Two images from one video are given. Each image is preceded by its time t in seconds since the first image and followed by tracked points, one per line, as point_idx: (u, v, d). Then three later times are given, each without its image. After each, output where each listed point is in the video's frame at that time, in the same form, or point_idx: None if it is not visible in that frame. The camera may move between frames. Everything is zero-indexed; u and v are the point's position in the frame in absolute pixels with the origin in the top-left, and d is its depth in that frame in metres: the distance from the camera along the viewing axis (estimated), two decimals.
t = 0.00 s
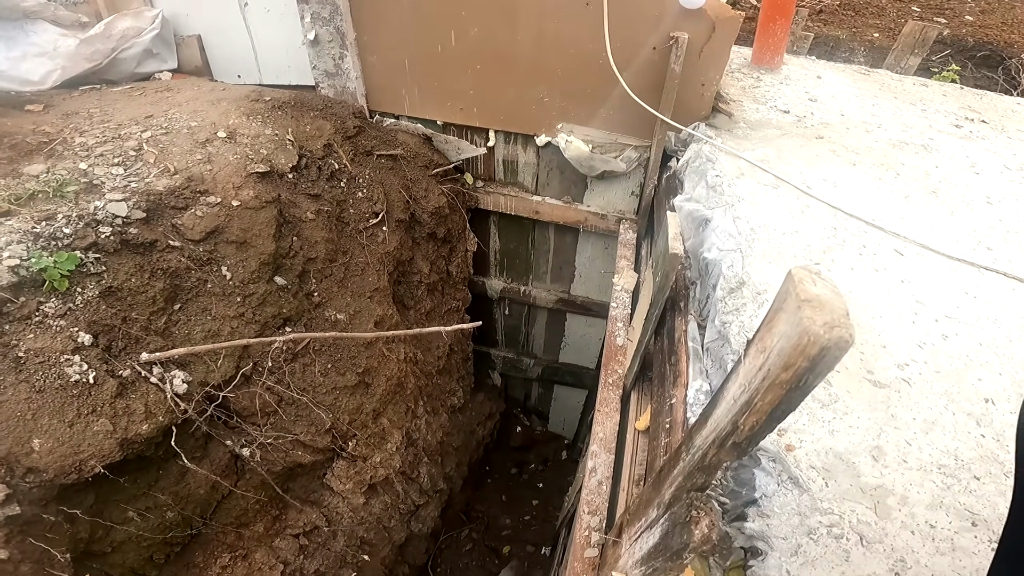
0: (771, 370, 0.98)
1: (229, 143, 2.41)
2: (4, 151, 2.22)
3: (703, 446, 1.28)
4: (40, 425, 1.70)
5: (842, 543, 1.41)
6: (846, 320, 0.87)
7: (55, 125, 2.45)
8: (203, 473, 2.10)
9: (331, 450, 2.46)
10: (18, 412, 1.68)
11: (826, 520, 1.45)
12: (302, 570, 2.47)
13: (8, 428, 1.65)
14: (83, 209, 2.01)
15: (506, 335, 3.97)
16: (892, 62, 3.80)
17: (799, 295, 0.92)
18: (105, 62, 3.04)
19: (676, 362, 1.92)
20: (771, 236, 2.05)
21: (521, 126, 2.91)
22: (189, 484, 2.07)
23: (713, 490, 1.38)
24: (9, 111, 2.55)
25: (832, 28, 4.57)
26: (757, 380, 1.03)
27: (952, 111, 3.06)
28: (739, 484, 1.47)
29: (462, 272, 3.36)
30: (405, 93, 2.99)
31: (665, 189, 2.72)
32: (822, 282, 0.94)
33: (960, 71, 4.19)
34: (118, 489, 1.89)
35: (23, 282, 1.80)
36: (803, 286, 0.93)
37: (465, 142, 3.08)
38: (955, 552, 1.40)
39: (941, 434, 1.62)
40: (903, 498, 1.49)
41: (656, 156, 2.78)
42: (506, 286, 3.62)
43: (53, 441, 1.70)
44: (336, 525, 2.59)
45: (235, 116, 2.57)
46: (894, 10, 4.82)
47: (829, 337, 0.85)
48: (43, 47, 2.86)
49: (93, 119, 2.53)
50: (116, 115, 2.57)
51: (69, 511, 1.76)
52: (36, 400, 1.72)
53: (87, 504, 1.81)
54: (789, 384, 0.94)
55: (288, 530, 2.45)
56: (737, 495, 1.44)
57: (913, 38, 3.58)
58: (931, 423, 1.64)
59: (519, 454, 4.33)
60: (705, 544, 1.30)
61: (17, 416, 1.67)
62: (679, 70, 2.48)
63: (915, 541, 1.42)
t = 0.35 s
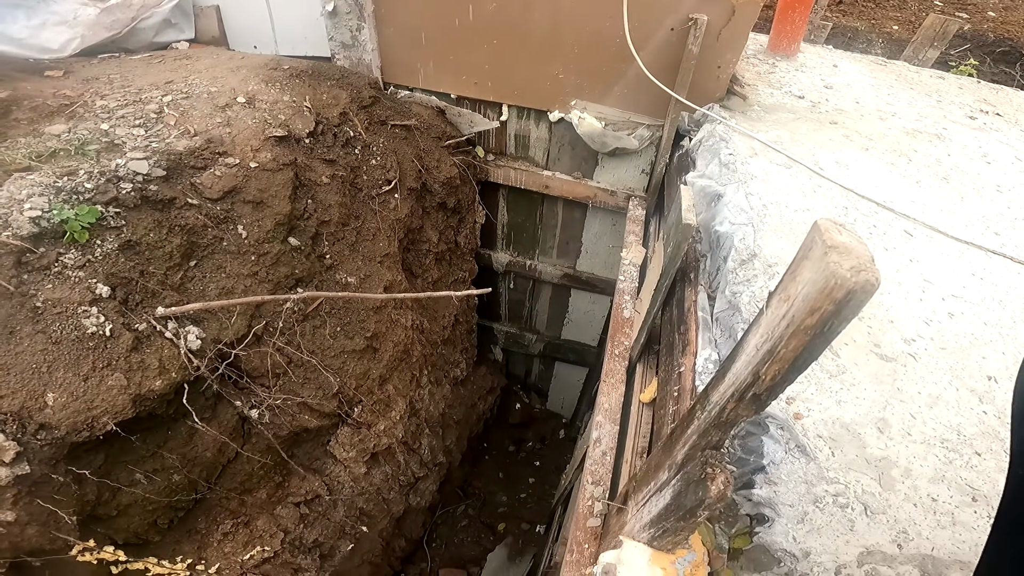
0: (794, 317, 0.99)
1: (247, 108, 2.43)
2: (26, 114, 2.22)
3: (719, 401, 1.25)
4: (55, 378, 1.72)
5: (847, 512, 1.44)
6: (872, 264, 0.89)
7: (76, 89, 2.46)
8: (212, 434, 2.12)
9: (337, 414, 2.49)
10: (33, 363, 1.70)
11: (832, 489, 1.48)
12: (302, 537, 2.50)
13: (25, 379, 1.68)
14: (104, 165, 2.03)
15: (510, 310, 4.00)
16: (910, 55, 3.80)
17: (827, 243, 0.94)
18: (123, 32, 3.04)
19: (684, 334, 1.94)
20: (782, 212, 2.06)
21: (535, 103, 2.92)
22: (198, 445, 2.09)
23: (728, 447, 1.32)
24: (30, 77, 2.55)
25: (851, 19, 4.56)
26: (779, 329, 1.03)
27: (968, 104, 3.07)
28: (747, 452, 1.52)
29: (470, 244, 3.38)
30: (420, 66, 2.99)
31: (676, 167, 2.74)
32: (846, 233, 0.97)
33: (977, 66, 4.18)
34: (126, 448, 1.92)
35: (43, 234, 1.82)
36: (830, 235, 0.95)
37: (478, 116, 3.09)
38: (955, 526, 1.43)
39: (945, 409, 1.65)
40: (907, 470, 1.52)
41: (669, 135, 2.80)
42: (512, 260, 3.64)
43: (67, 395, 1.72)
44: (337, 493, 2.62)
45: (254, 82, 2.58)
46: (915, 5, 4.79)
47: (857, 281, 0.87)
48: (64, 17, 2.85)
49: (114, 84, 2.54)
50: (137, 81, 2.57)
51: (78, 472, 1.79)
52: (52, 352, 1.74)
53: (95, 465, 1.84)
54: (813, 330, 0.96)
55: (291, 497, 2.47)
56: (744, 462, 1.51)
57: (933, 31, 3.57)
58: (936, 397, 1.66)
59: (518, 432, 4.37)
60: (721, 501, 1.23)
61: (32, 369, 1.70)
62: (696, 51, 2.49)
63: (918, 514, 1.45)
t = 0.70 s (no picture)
0: (797, 299, 1.00)
1: (247, 102, 2.43)
2: (25, 111, 2.23)
3: (726, 382, 1.26)
4: (72, 375, 1.75)
5: (854, 493, 1.47)
6: (873, 248, 0.91)
7: (73, 87, 2.45)
8: (226, 427, 2.15)
9: (347, 403, 2.51)
10: (50, 361, 1.73)
11: (838, 470, 1.50)
12: (316, 527, 2.53)
13: (42, 377, 1.71)
14: (108, 163, 2.05)
15: (514, 296, 4.01)
16: (909, 37, 3.78)
17: (828, 228, 0.95)
18: (117, 28, 3.03)
19: (688, 317, 1.96)
20: (785, 195, 2.07)
21: (534, 90, 2.92)
22: (212, 438, 2.13)
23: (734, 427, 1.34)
24: (26, 76, 2.55)
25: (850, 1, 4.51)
26: (784, 311, 1.04)
27: (968, 86, 3.05)
28: (754, 434, 1.52)
29: (473, 231, 3.39)
30: (418, 56, 2.98)
31: (678, 150, 2.74)
32: (848, 217, 0.97)
33: (978, 47, 4.16)
34: (145, 442, 1.95)
35: (52, 232, 1.85)
36: (832, 219, 0.96)
37: (478, 104, 3.08)
38: (961, 507, 1.45)
39: (949, 388, 1.66)
40: (912, 450, 1.54)
41: (669, 120, 2.79)
42: (515, 245, 3.65)
43: (85, 391, 1.75)
44: (348, 483, 2.65)
45: (252, 76, 2.57)
46: None
47: (858, 264, 0.88)
48: (55, 13, 2.84)
49: (111, 81, 2.53)
50: (134, 77, 2.57)
51: (99, 467, 1.82)
52: (68, 349, 1.76)
53: (115, 460, 1.87)
54: (816, 313, 0.96)
55: (303, 488, 2.50)
56: (752, 444, 1.51)
57: (933, 13, 3.56)
58: (939, 376, 1.68)
59: (524, 417, 4.40)
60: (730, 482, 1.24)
61: (49, 366, 1.72)
62: (695, 36, 2.47)
63: (923, 494, 1.47)
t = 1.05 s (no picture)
0: (830, 245, 0.99)
1: (273, 65, 2.43)
2: (57, 74, 2.24)
3: (750, 334, 1.26)
4: (97, 321, 1.77)
5: (871, 461, 1.47)
6: (911, 192, 0.90)
7: (105, 51, 2.45)
8: (243, 382, 2.18)
9: (361, 363, 2.52)
10: (75, 306, 1.75)
11: (856, 438, 1.51)
12: (324, 491, 2.56)
13: (67, 323, 1.73)
14: (138, 119, 2.07)
15: (527, 267, 4.02)
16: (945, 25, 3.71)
17: (865, 172, 0.94)
18: None
19: (707, 284, 1.95)
20: (809, 168, 2.06)
21: (557, 62, 2.90)
22: (229, 392, 2.16)
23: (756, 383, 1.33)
24: (57, 41, 2.54)
25: None
26: (815, 257, 1.04)
27: (1002, 74, 3.00)
28: (772, 399, 1.48)
29: (490, 199, 3.39)
30: (441, 24, 2.96)
31: (701, 124, 2.71)
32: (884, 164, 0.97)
33: (1014, 38, 4.07)
34: (163, 391, 1.98)
35: (83, 180, 1.88)
36: (868, 164, 0.95)
37: (499, 74, 3.07)
38: (977, 480, 1.45)
39: (969, 361, 1.65)
40: (931, 422, 1.53)
41: (693, 94, 2.76)
42: (530, 216, 3.65)
43: (108, 338, 1.77)
44: (358, 448, 2.68)
45: (279, 41, 2.57)
46: None
47: (896, 206, 0.88)
48: None
49: (141, 45, 2.54)
50: (164, 42, 2.57)
51: (117, 420, 1.85)
52: (94, 295, 1.78)
53: (134, 412, 1.90)
54: (849, 257, 0.96)
55: (314, 450, 2.52)
56: (771, 409, 1.47)
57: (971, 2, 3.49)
58: (960, 348, 1.67)
59: (532, 391, 4.42)
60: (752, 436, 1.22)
61: (75, 311, 1.74)
62: (723, 12, 2.44)
63: (941, 466, 1.47)
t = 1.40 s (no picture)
0: (856, 264, 1.00)
1: (296, 73, 2.46)
2: (86, 76, 2.26)
3: (770, 352, 1.26)
4: (116, 324, 1.77)
5: (887, 479, 1.46)
6: (939, 213, 0.90)
7: (133, 55, 2.49)
8: (255, 388, 2.18)
9: (372, 372, 2.52)
10: (95, 308, 1.75)
11: (872, 455, 1.49)
12: (329, 500, 2.55)
13: (86, 325, 1.73)
14: (164, 124, 2.09)
15: (537, 281, 4.03)
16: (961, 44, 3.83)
17: (893, 192, 0.95)
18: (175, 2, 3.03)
19: (722, 301, 1.95)
20: (827, 186, 2.07)
21: (573, 75, 2.92)
22: (242, 398, 2.15)
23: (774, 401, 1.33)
24: (86, 44, 2.57)
25: (901, 3, 4.36)
26: (840, 276, 1.04)
27: (1020, 93, 3.02)
28: (788, 417, 1.47)
29: (502, 212, 3.40)
30: (459, 36, 3.00)
31: (716, 140, 2.73)
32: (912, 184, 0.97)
33: None
34: (177, 395, 1.98)
35: (109, 183, 1.90)
36: (896, 185, 0.96)
37: (516, 88, 3.09)
38: (993, 498, 1.44)
39: (987, 381, 1.65)
40: (947, 441, 1.53)
41: (708, 111, 2.78)
42: (542, 229, 3.66)
43: (126, 342, 1.77)
44: (365, 457, 2.67)
45: (302, 49, 2.60)
46: None
47: (924, 226, 0.88)
48: None
49: (168, 51, 2.57)
50: (190, 48, 2.60)
51: (130, 423, 1.85)
52: (115, 297, 1.79)
53: (147, 416, 1.90)
54: (876, 275, 0.97)
55: (321, 457, 2.51)
56: (785, 426, 1.47)
57: (990, 19, 3.75)
58: (978, 369, 1.67)
59: (538, 405, 4.41)
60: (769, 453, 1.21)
61: (94, 314, 1.75)
62: (741, 28, 2.46)
63: (956, 485, 1.46)
